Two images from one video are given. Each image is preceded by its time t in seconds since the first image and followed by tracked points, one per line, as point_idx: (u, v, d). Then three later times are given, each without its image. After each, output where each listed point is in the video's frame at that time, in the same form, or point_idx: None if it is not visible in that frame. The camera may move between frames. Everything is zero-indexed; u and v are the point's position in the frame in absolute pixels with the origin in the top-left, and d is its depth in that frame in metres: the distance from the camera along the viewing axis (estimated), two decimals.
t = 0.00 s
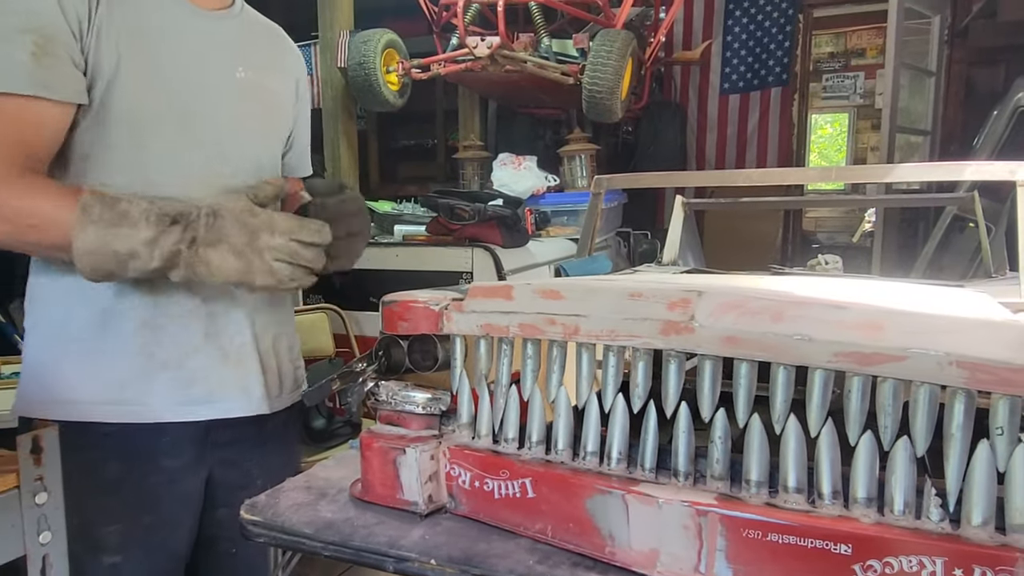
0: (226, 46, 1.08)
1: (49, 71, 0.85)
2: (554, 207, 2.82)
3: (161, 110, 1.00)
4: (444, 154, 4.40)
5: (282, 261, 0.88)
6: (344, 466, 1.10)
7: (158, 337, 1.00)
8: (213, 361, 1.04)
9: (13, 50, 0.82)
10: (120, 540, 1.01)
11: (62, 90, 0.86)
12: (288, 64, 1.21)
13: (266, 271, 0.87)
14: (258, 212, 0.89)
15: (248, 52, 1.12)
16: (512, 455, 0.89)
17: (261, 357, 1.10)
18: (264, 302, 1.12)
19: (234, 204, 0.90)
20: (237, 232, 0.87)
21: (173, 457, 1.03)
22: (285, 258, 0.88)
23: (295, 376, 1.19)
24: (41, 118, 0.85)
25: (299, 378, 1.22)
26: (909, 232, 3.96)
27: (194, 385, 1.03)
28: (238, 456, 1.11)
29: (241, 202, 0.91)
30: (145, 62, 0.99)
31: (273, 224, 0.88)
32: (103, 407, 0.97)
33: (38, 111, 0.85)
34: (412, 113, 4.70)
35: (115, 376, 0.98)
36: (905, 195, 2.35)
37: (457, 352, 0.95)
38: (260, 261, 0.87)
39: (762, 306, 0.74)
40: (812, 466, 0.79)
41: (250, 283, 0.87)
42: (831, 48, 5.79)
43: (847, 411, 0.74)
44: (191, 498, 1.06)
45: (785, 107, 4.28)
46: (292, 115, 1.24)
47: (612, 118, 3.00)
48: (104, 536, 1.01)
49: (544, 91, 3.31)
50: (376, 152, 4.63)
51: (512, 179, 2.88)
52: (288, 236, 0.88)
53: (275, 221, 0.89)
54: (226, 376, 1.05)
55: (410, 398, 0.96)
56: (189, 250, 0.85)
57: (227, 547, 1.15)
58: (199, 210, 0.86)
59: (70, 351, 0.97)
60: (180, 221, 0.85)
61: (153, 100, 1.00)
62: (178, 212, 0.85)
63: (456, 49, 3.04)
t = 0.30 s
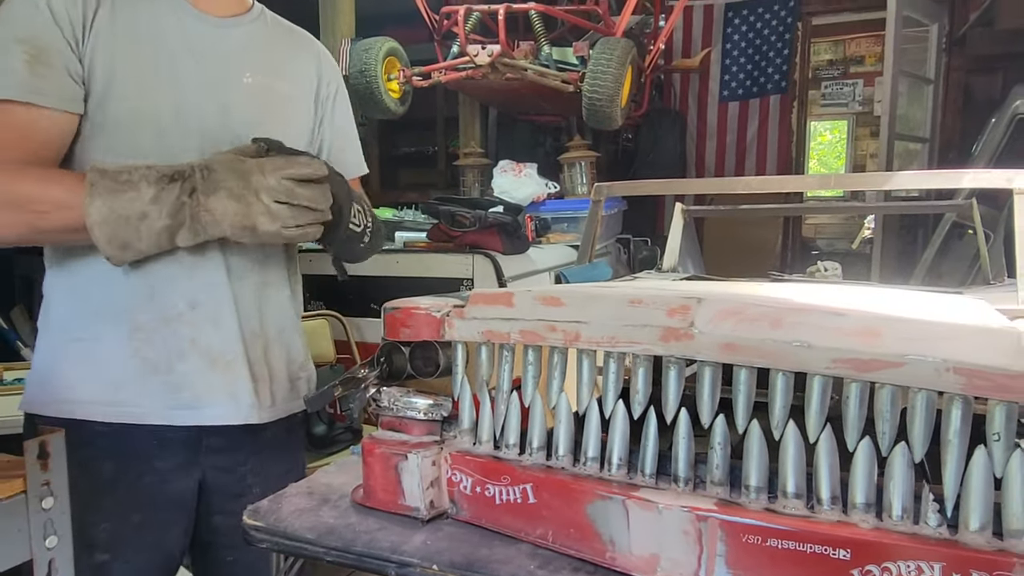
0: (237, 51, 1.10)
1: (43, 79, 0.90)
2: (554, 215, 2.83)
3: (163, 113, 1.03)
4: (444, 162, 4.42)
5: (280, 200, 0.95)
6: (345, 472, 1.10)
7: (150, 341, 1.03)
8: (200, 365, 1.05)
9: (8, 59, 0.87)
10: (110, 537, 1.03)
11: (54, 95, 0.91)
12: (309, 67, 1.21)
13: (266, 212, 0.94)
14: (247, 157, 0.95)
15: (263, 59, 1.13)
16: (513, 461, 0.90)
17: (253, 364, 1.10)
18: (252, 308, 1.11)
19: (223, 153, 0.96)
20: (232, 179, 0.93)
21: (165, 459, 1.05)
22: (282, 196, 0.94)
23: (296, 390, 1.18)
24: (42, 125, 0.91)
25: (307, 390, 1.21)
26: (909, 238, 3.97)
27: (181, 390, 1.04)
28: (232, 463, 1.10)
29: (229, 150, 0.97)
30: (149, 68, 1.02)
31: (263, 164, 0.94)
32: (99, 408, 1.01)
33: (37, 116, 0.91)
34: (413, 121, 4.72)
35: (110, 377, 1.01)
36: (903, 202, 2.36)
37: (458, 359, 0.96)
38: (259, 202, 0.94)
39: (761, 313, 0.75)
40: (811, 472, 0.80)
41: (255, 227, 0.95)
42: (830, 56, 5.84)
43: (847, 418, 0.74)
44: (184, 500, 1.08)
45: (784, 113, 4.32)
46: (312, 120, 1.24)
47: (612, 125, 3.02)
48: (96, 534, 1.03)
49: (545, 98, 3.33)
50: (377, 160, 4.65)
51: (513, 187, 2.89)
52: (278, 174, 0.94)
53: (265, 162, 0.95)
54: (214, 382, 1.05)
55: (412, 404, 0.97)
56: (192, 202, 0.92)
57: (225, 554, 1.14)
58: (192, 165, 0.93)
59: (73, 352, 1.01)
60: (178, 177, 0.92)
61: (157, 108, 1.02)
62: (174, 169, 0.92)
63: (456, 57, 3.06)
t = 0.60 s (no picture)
0: (247, 87, 1.12)
1: (58, 107, 0.93)
2: (554, 237, 2.86)
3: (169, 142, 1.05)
4: (444, 185, 4.46)
5: (269, 224, 0.92)
6: (347, 496, 1.11)
7: (154, 364, 1.04)
8: (201, 390, 1.06)
9: (27, 87, 0.91)
10: (117, 556, 1.04)
11: (69, 124, 0.95)
12: (319, 103, 1.23)
13: (255, 237, 0.92)
14: (238, 181, 0.94)
15: (273, 95, 1.15)
16: (514, 485, 0.91)
17: (252, 390, 1.11)
18: (256, 337, 1.12)
19: (217, 178, 0.95)
20: (222, 204, 0.92)
21: (166, 481, 1.06)
22: (272, 224, 0.92)
23: (300, 415, 1.18)
24: (52, 147, 0.94)
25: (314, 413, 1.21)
26: (906, 259, 3.99)
27: (181, 411, 1.05)
28: (229, 486, 1.11)
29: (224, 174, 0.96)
30: (159, 101, 1.04)
31: (254, 189, 0.92)
32: (99, 424, 1.02)
33: (49, 140, 0.94)
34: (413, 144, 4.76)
35: (113, 396, 1.02)
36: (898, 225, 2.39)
37: (460, 383, 0.97)
38: (247, 225, 0.92)
39: (757, 339, 0.77)
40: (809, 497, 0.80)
41: (244, 251, 0.93)
42: (825, 80, 5.91)
43: (843, 443, 0.76)
44: (182, 523, 1.08)
45: (781, 137, 4.37)
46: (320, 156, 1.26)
47: (610, 150, 3.05)
48: (99, 555, 1.04)
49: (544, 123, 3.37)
50: (377, 183, 4.69)
51: (513, 210, 2.92)
52: (270, 200, 0.92)
53: (256, 186, 0.92)
54: (214, 406, 1.06)
55: (414, 428, 0.98)
56: (182, 225, 0.92)
57: None
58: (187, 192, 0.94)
59: (82, 368, 1.02)
60: (171, 203, 0.93)
61: (166, 140, 1.05)
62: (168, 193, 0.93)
63: (457, 82, 3.10)
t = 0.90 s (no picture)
0: (237, 133, 1.15)
1: (59, 166, 0.94)
2: (553, 273, 2.90)
3: (166, 195, 1.07)
4: (445, 220, 4.50)
5: (244, 386, 0.93)
6: (349, 537, 1.11)
7: (167, 411, 1.03)
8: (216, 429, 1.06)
9: (28, 148, 0.92)
10: None
11: (74, 183, 0.96)
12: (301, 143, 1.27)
13: (228, 395, 0.92)
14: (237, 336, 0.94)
15: (261, 138, 1.18)
16: (516, 526, 0.91)
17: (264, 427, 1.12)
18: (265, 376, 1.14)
19: (218, 320, 0.95)
20: (211, 353, 0.92)
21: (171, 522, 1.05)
22: (249, 388, 0.93)
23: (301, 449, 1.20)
24: (67, 212, 0.96)
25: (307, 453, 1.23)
26: (906, 294, 4.01)
27: (198, 452, 1.05)
28: (233, 525, 1.11)
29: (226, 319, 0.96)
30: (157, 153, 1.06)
31: (247, 353, 0.93)
32: (115, 476, 1.01)
33: (63, 207, 0.95)
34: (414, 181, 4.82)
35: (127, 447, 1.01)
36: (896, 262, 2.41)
37: (462, 423, 0.97)
38: (224, 382, 0.92)
39: (757, 381, 0.77)
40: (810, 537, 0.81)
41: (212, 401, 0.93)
42: (821, 117, 6.00)
43: (844, 483, 0.76)
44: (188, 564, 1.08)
45: (778, 173, 4.42)
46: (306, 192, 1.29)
47: (609, 188, 3.09)
48: None
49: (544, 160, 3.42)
50: (379, 218, 4.73)
51: (512, 246, 2.93)
52: (257, 370, 0.93)
53: (250, 351, 0.94)
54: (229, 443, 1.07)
55: (416, 467, 0.99)
56: (168, 357, 0.90)
57: None
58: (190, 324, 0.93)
59: (89, 425, 1.00)
60: (170, 331, 0.91)
61: (165, 190, 1.07)
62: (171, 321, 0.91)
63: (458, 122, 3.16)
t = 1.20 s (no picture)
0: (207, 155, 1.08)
1: (45, 196, 0.84)
2: (557, 297, 2.93)
3: (146, 229, 0.99)
4: (449, 244, 4.53)
5: (309, 380, 0.83)
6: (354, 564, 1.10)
7: (139, 443, 0.97)
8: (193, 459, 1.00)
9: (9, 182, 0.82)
10: None
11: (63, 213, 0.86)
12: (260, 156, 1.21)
13: (292, 393, 0.82)
14: (291, 331, 0.86)
15: (228, 156, 1.11)
16: (523, 554, 0.91)
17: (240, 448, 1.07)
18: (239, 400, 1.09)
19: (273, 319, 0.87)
20: (270, 351, 0.83)
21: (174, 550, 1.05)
22: (312, 379, 0.84)
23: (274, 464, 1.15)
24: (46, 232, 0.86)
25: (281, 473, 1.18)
26: (909, 316, 4.01)
27: (175, 483, 0.99)
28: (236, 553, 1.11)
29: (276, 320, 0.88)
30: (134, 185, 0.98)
31: (304, 343, 0.85)
32: (88, 512, 0.94)
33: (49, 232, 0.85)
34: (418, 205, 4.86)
35: (97, 482, 0.94)
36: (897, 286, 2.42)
37: (468, 450, 0.98)
38: (289, 379, 0.82)
39: (762, 410, 0.78)
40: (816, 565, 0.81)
41: (275, 405, 0.83)
42: (822, 140, 6.05)
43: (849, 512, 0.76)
44: None
45: (780, 196, 4.45)
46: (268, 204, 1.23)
47: (613, 212, 3.12)
48: None
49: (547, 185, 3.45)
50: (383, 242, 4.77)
51: (517, 270, 2.92)
52: (318, 356, 0.85)
53: (308, 340, 0.86)
54: (208, 471, 1.02)
55: (422, 495, 0.99)
56: (226, 360, 0.81)
57: None
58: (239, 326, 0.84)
59: (50, 464, 0.93)
60: (222, 335, 0.82)
61: (145, 222, 0.99)
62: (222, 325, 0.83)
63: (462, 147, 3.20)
